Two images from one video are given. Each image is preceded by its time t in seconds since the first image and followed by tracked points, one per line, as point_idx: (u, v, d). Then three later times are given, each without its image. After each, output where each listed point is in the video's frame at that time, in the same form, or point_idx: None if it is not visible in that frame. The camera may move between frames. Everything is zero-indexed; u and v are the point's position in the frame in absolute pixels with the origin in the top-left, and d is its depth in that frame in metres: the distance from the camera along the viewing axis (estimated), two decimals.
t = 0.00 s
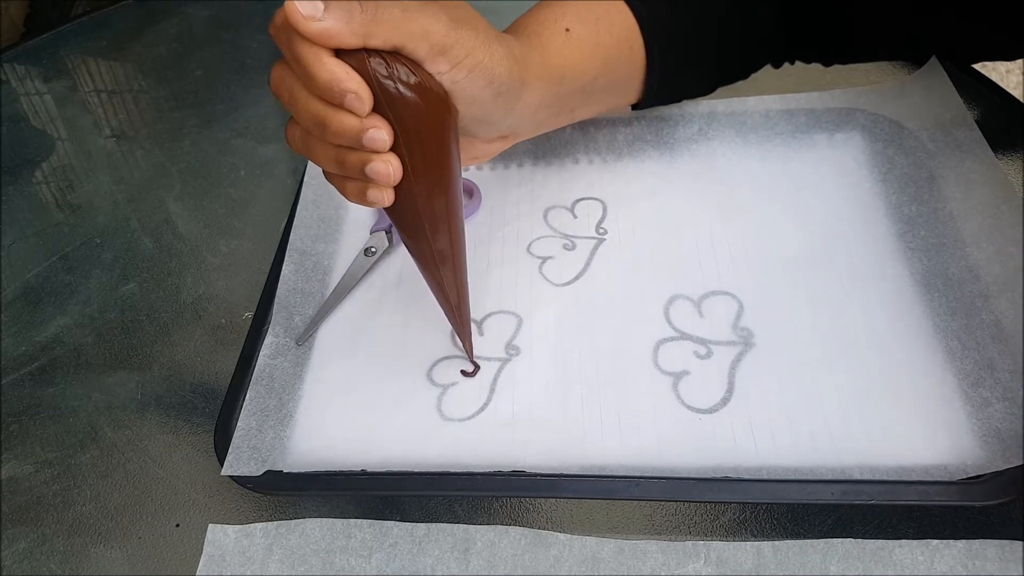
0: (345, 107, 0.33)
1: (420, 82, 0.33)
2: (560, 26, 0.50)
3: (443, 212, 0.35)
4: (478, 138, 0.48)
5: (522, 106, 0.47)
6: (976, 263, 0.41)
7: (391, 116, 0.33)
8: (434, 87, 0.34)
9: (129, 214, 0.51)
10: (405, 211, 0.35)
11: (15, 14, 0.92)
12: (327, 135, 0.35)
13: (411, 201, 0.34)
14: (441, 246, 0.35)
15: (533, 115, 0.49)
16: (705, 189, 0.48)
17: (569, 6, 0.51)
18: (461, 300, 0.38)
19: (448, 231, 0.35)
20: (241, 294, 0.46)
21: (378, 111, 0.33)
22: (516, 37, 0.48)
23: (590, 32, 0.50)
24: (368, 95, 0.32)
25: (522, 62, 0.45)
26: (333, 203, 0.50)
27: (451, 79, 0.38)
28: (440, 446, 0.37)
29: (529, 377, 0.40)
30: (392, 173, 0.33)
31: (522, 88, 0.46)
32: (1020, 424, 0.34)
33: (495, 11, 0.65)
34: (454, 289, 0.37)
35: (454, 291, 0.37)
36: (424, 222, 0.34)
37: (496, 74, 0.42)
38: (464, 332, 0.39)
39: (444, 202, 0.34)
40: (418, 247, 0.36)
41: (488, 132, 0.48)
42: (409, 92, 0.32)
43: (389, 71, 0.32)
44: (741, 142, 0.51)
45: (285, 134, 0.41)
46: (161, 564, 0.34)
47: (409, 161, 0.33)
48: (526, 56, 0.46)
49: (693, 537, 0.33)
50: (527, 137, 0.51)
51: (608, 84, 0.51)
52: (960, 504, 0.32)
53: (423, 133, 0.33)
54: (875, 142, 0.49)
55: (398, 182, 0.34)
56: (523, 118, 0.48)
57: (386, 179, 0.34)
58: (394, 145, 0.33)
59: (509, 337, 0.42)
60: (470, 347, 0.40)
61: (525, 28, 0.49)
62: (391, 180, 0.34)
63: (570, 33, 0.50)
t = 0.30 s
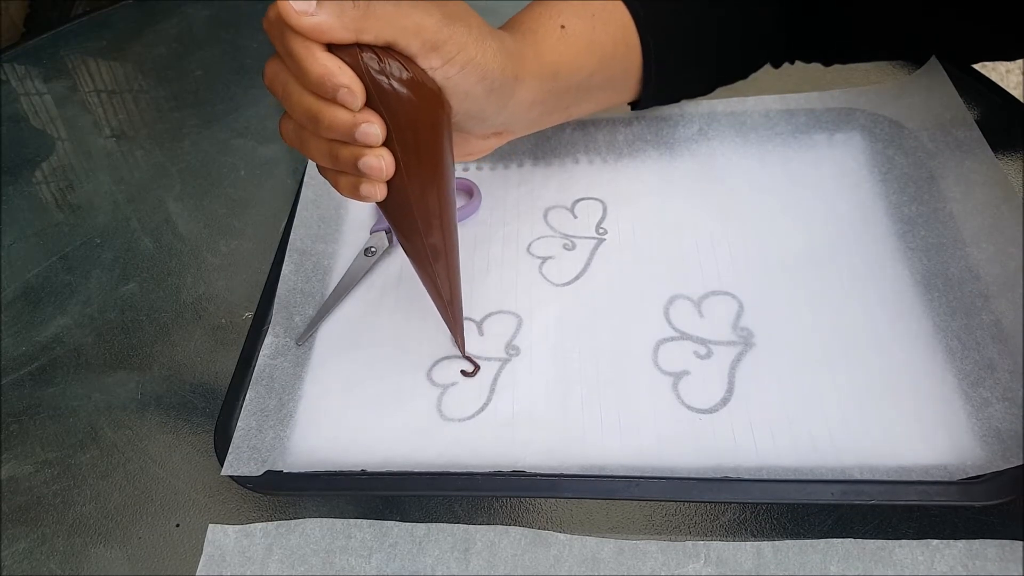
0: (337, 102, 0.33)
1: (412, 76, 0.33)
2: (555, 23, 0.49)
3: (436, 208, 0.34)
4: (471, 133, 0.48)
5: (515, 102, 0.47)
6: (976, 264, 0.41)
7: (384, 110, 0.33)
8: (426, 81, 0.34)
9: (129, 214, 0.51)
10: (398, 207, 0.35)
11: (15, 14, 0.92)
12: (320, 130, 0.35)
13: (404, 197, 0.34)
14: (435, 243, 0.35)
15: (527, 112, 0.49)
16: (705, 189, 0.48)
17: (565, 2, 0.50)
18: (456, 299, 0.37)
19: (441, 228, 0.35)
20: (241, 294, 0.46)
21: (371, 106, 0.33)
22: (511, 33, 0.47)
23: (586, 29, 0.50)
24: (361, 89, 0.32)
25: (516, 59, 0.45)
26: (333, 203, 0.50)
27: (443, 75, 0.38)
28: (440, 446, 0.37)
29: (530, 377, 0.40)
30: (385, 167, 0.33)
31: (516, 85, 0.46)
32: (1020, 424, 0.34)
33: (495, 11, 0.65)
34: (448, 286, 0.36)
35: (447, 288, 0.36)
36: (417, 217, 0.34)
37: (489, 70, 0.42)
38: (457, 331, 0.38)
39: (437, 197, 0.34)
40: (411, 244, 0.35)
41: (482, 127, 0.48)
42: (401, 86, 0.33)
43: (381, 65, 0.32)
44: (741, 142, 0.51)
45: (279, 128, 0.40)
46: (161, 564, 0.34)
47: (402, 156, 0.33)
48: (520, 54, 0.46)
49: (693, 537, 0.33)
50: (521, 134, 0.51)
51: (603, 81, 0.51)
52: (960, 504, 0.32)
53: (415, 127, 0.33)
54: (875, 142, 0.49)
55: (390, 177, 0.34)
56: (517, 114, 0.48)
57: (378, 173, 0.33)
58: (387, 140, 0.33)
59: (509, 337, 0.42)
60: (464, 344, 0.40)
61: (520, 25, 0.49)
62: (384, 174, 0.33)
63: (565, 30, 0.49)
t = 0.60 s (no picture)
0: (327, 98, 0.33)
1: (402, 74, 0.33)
2: (549, 22, 0.49)
3: (425, 205, 0.34)
4: (464, 131, 0.48)
5: (508, 100, 0.47)
6: (976, 264, 0.41)
7: (373, 108, 0.33)
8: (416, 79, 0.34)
9: (128, 214, 0.51)
10: (387, 204, 0.34)
11: (15, 14, 0.92)
12: (310, 126, 0.35)
13: (393, 194, 0.34)
14: (423, 240, 0.34)
15: (520, 112, 0.49)
16: (706, 189, 0.48)
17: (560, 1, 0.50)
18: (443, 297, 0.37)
19: (430, 225, 0.34)
20: (241, 294, 0.46)
21: (360, 103, 0.33)
22: (504, 31, 0.47)
23: (579, 29, 0.50)
24: (350, 86, 0.32)
25: (509, 58, 0.45)
26: (333, 203, 0.50)
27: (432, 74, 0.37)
28: (440, 446, 0.37)
29: (530, 377, 0.40)
30: (373, 164, 0.33)
31: (508, 84, 0.46)
32: (1021, 424, 0.34)
33: (494, 11, 0.65)
34: (436, 287, 0.36)
35: (435, 287, 0.36)
36: (405, 214, 0.33)
37: (480, 69, 0.41)
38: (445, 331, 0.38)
39: (427, 194, 0.34)
40: (400, 241, 0.35)
41: (474, 126, 0.48)
42: (391, 84, 0.33)
43: (371, 63, 0.32)
44: (741, 142, 0.51)
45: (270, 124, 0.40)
46: (161, 564, 0.34)
47: (391, 153, 0.33)
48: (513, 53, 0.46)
49: (693, 537, 0.33)
50: (517, 133, 0.52)
51: (597, 82, 0.51)
52: (960, 504, 0.32)
53: (405, 125, 0.33)
54: (875, 142, 0.49)
55: (379, 173, 0.34)
56: (510, 114, 0.48)
57: (367, 170, 0.33)
58: (376, 137, 0.33)
59: (509, 337, 0.42)
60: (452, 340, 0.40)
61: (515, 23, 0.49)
62: (373, 171, 0.33)
63: (559, 30, 0.49)
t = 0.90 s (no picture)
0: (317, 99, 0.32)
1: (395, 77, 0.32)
2: (544, 25, 0.48)
3: (417, 208, 0.34)
4: (458, 135, 0.47)
5: (502, 103, 0.45)
6: (976, 264, 0.41)
7: (365, 111, 0.32)
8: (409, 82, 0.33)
9: (128, 214, 0.51)
10: (378, 207, 0.34)
11: (15, 14, 0.92)
12: (299, 126, 0.35)
13: (384, 197, 0.34)
14: (414, 242, 0.34)
15: (515, 115, 0.48)
16: (706, 189, 0.48)
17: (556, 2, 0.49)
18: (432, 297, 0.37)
19: (421, 228, 0.34)
20: (241, 294, 0.46)
21: (351, 105, 0.32)
22: (499, 32, 0.46)
23: (575, 32, 0.48)
24: (341, 88, 0.32)
25: (503, 60, 0.44)
26: (333, 203, 0.50)
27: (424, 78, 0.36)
28: (440, 446, 0.37)
29: (530, 376, 0.40)
30: (363, 166, 0.33)
31: (502, 88, 0.44)
32: (1021, 424, 0.34)
33: (494, 11, 0.65)
34: (427, 289, 0.37)
35: (426, 290, 0.37)
36: (396, 217, 0.33)
37: (472, 71, 0.40)
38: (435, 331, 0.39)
39: (418, 197, 0.34)
40: (391, 243, 0.35)
41: (468, 129, 0.47)
42: (382, 87, 0.32)
43: (363, 65, 0.31)
44: (740, 141, 0.51)
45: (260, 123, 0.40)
46: (161, 564, 0.34)
47: (382, 156, 0.33)
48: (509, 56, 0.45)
49: (693, 537, 0.33)
50: (511, 135, 0.51)
51: (593, 85, 0.50)
52: (960, 504, 0.32)
53: (396, 128, 0.32)
54: (875, 142, 0.49)
55: (370, 175, 0.34)
56: (504, 117, 0.47)
57: (357, 171, 0.33)
58: (367, 139, 0.33)
59: (509, 337, 0.42)
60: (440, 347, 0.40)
61: (510, 25, 0.47)
62: (363, 173, 0.33)
63: (554, 33, 0.48)
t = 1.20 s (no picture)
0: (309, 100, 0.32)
1: (388, 79, 0.33)
2: (541, 27, 0.47)
3: (409, 211, 0.34)
4: (454, 137, 0.47)
5: (498, 106, 0.45)
6: (976, 264, 0.41)
7: (357, 113, 0.32)
8: (403, 85, 0.34)
9: (128, 214, 0.51)
10: (370, 209, 0.35)
11: (15, 14, 0.92)
12: (291, 127, 0.34)
13: (377, 199, 0.34)
14: (406, 245, 0.35)
15: (511, 117, 0.47)
16: (706, 189, 0.48)
17: (553, 3, 0.48)
18: (422, 299, 0.38)
19: (412, 231, 0.35)
20: (241, 294, 0.46)
21: (344, 106, 0.32)
22: (495, 35, 0.45)
23: (573, 34, 0.48)
24: (334, 89, 0.31)
25: (498, 63, 0.43)
26: (334, 203, 0.50)
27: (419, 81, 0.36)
28: (440, 446, 0.37)
29: (530, 376, 0.40)
30: (355, 168, 0.33)
31: (498, 91, 0.44)
32: (1021, 425, 0.34)
33: (495, 10, 0.65)
34: (419, 295, 0.37)
35: (417, 295, 0.37)
36: (388, 220, 0.34)
37: (467, 74, 0.40)
38: (426, 335, 0.39)
39: (410, 201, 0.34)
40: (382, 247, 0.35)
41: (464, 132, 0.47)
42: (376, 89, 0.32)
43: (357, 67, 0.31)
44: (740, 141, 0.51)
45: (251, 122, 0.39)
46: (162, 564, 0.34)
47: (375, 159, 0.33)
48: (504, 59, 0.44)
49: (693, 537, 0.33)
50: (509, 137, 0.51)
51: (591, 87, 0.50)
52: (960, 504, 0.32)
53: (389, 130, 0.33)
54: (875, 142, 0.49)
55: (362, 177, 0.34)
56: (500, 119, 0.47)
57: (349, 173, 0.33)
58: (359, 140, 0.33)
59: (509, 337, 0.42)
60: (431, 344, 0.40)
61: (506, 27, 0.47)
62: (355, 175, 0.33)
63: (551, 35, 0.47)
